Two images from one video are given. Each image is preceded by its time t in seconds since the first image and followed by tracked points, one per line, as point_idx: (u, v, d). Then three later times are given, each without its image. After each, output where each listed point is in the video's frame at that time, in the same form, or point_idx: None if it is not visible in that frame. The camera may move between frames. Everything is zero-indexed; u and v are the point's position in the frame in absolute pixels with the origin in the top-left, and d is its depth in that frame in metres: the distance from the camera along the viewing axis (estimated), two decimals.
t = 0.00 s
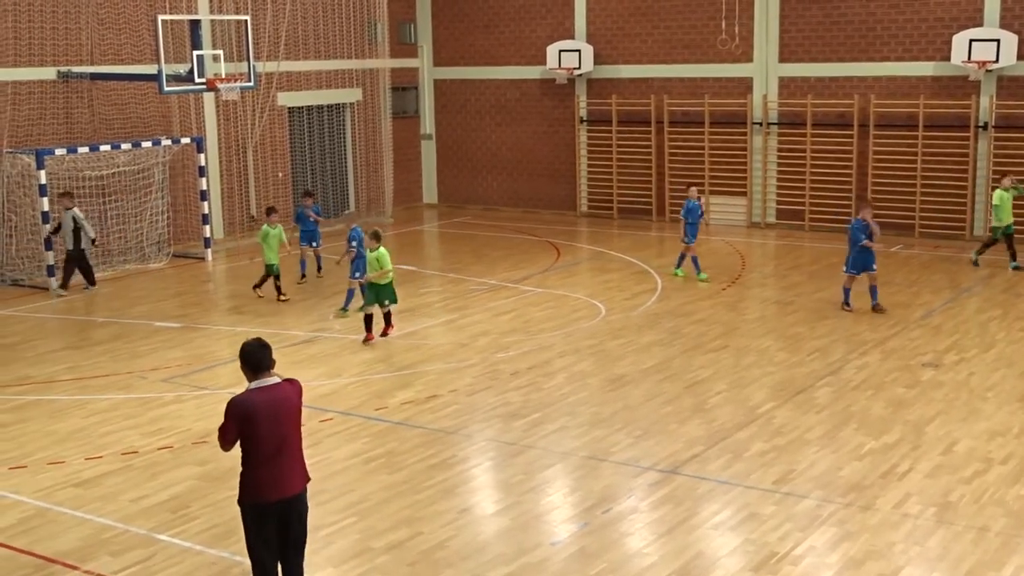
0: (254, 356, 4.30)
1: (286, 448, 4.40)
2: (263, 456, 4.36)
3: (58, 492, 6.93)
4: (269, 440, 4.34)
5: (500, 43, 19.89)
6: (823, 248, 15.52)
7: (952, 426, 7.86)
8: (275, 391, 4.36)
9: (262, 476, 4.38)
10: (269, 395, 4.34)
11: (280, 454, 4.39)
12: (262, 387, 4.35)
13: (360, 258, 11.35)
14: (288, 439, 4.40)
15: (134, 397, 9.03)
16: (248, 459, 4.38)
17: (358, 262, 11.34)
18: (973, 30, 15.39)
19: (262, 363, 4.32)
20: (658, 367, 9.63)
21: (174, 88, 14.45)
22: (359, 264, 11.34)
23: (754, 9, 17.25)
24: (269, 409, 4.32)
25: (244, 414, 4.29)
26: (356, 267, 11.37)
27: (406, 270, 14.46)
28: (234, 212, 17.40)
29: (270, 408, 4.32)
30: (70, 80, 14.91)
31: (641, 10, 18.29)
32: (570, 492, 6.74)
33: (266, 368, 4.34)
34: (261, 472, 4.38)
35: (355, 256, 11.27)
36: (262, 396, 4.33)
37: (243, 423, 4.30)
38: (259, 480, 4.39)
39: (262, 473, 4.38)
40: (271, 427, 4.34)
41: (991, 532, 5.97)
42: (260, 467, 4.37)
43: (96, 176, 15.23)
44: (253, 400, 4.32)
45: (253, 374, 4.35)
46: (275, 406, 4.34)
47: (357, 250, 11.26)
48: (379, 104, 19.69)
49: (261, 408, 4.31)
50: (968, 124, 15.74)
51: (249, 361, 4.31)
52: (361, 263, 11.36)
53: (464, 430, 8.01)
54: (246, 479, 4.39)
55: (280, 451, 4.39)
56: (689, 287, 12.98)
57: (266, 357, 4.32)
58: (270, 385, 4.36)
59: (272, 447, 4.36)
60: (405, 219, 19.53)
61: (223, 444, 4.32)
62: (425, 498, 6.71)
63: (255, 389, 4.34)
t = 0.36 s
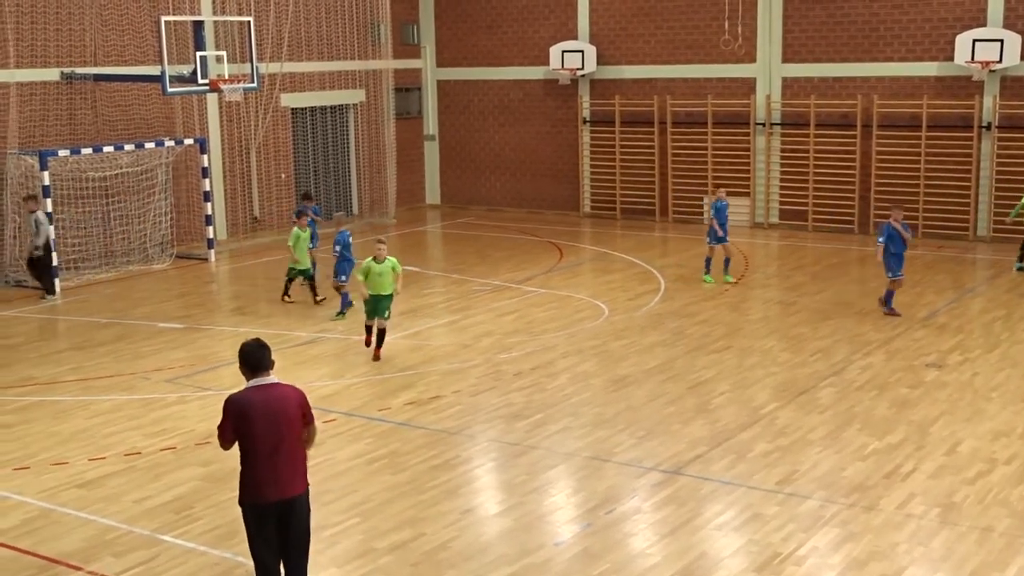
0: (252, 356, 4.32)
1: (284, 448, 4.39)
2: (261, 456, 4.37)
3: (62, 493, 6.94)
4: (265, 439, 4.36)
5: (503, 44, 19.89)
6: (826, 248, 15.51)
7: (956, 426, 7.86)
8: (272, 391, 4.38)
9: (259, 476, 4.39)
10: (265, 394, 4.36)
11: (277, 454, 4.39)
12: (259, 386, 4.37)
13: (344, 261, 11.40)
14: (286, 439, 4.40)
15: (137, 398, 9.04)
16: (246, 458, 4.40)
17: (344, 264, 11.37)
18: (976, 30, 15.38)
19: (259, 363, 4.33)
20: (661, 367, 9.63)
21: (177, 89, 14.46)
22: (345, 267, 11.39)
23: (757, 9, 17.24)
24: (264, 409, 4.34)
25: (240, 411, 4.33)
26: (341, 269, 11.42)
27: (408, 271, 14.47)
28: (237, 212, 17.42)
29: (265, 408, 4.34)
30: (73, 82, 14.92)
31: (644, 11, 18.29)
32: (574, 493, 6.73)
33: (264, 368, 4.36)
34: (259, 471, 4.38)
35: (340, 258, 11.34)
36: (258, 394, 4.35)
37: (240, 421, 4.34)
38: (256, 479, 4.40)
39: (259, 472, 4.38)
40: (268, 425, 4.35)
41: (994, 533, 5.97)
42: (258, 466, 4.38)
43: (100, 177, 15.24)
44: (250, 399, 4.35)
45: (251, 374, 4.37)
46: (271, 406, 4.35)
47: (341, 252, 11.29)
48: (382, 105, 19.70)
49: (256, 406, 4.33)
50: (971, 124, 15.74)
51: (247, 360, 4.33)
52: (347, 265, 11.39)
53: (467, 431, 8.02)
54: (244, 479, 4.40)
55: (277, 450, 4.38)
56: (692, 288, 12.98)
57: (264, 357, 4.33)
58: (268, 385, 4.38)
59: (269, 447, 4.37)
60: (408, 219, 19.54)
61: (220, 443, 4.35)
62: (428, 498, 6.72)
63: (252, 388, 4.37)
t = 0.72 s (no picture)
0: (250, 353, 4.34)
1: (272, 447, 4.37)
2: (250, 454, 4.37)
3: (59, 492, 6.93)
4: (255, 436, 4.35)
5: (503, 43, 19.88)
6: (825, 249, 15.50)
7: (954, 427, 7.85)
8: (264, 389, 4.37)
9: (248, 472, 4.39)
10: (257, 391, 4.36)
11: (266, 452, 4.37)
12: (254, 383, 4.39)
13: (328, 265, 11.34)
14: (275, 438, 4.37)
15: (135, 397, 9.03)
16: (239, 455, 4.41)
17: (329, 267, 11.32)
18: (975, 31, 15.37)
19: (254, 360, 4.34)
20: (659, 367, 9.62)
21: (175, 88, 14.44)
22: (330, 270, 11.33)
23: (756, 10, 17.24)
24: (254, 405, 4.34)
25: (232, 406, 4.36)
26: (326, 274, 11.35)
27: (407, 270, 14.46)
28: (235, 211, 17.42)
29: (255, 405, 4.35)
30: (72, 80, 14.91)
31: (643, 11, 18.30)
32: (572, 493, 6.73)
33: (259, 366, 4.36)
34: (249, 468, 4.38)
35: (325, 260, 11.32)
36: (250, 391, 4.37)
37: (231, 416, 4.36)
38: (247, 476, 4.40)
39: (249, 470, 4.38)
40: (257, 422, 4.34)
41: (992, 534, 5.96)
42: (248, 464, 4.37)
43: (98, 176, 15.26)
44: (243, 394, 4.37)
45: (247, 370, 4.39)
46: (261, 403, 4.35)
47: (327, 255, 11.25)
48: (381, 104, 19.69)
49: (247, 402, 4.34)
50: (970, 125, 15.74)
51: (243, 356, 4.36)
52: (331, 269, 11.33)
53: (465, 431, 8.01)
54: (236, 475, 4.41)
55: (267, 448, 4.37)
56: (691, 288, 12.98)
57: (259, 354, 4.33)
58: (261, 382, 4.38)
59: (258, 445, 4.36)
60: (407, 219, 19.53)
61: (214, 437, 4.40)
62: (426, 498, 6.71)
63: (247, 384, 4.39)
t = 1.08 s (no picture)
0: (248, 354, 4.30)
1: (262, 449, 4.34)
2: (241, 454, 4.36)
3: (56, 489, 6.92)
4: (244, 436, 4.33)
5: (503, 44, 19.87)
6: (823, 252, 15.51)
7: (951, 430, 7.86)
8: (256, 389, 4.33)
9: (239, 472, 4.39)
10: (248, 391, 4.33)
11: (255, 453, 4.35)
12: (246, 383, 4.35)
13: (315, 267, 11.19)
14: (264, 440, 4.34)
15: (132, 395, 9.02)
16: (231, 455, 4.40)
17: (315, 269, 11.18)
18: (975, 35, 15.36)
19: (246, 360, 4.30)
20: (657, 369, 9.63)
21: (175, 86, 14.43)
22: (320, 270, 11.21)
23: (755, 12, 17.25)
24: (243, 405, 4.32)
25: (223, 406, 4.35)
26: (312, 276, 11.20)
27: (405, 270, 14.46)
28: (234, 210, 17.42)
29: (244, 406, 4.31)
30: (71, 77, 14.90)
31: (642, 13, 18.30)
32: (568, 493, 6.73)
33: (251, 366, 4.32)
34: (239, 467, 4.38)
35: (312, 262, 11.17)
36: (241, 391, 4.34)
37: (222, 416, 4.35)
38: (239, 475, 4.40)
39: (240, 469, 4.38)
40: (245, 423, 4.32)
41: (988, 537, 5.97)
42: (238, 464, 4.37)
43: (97, 174, 15.25)
44: (235, 394, 4.34)
45: (240, 369, 4.36)
46: (250, 404, 4.32)
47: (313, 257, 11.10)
48: (381, 104, 19.71)
49: (237, 403, 4.32)
50: (970, 129, 15.75)
51: (237, 355, 4.33)
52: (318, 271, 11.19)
53: (462, 431, 8.01)
54: (228, 472, 4.42)
55: (256, 449, 4.35)
56: (689, 290, 12.98)
57: (251, 355, 4.29)
58: (253, 383, 4.35)
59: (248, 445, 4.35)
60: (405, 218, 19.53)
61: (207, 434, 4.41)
62: (423, 498, 6.71)
63: (240, 384, 4.36)
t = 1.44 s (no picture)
0: (252, 356, 4.29)
1: (263, 453, 4.32)
2: (242, 457, 4.34)
3: (53, 488, 6.92)
4: (246, 440, 4.31)
5: (503, 44, 19.87)
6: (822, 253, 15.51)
7: (950, 432, 7.86)
8: (258, 392, 4.32)
9: (240, 475, 4.36)
10: (251, 394, 4.32)
11: (256, 456, 4.33)
12: (248, 386, 4.35)
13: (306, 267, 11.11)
14: (266, 444, 4.32)
15: (131, 394, 9.01)
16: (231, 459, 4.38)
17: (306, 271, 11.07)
18: (974, 38, 15.37)
19: (251, 362, 4.28)
20: (656, 370, 9.62)
21: (175, 85, 14.43)
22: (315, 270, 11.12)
23: (755, 14, 17.25)
24: (245, 408, 4.30)
25: (224, 409, 4.33)
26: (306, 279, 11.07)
27: (404, 270, 14.45)
28: (234, 209, 17.43)
29: (246, 408, 4.30)
30: (71, 76, 14.89)
31: (642, 14, 18.30)
32: (567, 494, 6.73)
33: (255, 369, 4.30)
34: (240, 471, 4.35)
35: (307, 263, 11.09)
36: (244, 393, 4.33)
37: (224, 418, 4.34)
38: (239, 480, 4.37)
39: (240, 473, 4.35)
40: (247, 426, 4.30)
41: (986, 540, 5.97)
42: (239, 468, 4.34)
43: (97, 172, 15.24)
44: (236, 396, 4.33)
45: (243, 372, 4.35)
46: (253, 406, 4.30)
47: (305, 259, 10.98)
48: (380, 104, 19.74)
49: (238, 405, 4.31)
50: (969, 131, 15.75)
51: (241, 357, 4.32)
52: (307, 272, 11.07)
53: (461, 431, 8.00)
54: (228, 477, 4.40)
55: (258, 453, 4.32)
56: (688, 291, 12.98)
57: (257, 357, 4.28)
58: (257, 386, 4.33)
59: (249, 448, 4.32)
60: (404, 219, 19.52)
61: (208, 438, 4.38)
62: (421, 498, 6.70)
63: (242, 386, 4.35)
